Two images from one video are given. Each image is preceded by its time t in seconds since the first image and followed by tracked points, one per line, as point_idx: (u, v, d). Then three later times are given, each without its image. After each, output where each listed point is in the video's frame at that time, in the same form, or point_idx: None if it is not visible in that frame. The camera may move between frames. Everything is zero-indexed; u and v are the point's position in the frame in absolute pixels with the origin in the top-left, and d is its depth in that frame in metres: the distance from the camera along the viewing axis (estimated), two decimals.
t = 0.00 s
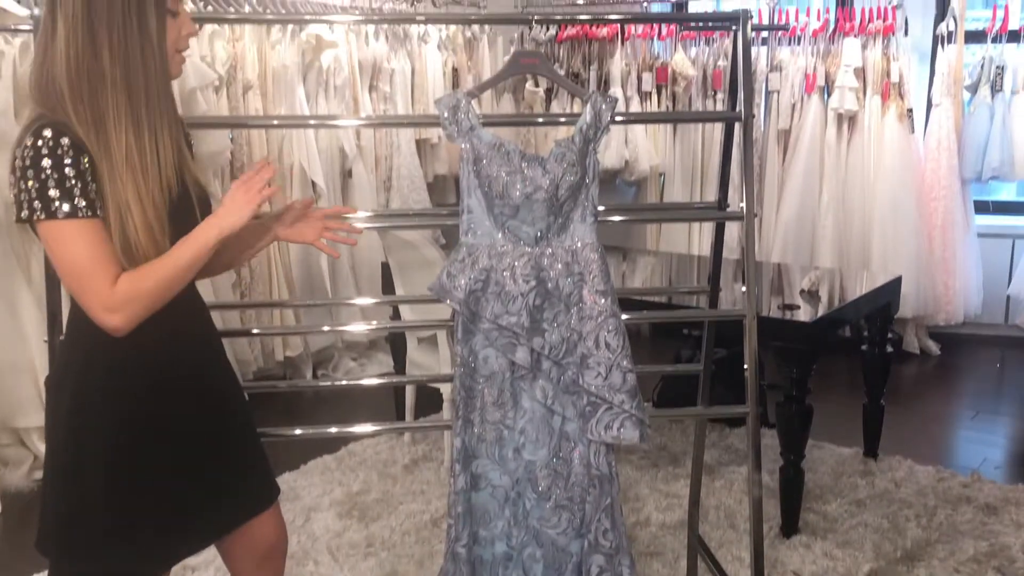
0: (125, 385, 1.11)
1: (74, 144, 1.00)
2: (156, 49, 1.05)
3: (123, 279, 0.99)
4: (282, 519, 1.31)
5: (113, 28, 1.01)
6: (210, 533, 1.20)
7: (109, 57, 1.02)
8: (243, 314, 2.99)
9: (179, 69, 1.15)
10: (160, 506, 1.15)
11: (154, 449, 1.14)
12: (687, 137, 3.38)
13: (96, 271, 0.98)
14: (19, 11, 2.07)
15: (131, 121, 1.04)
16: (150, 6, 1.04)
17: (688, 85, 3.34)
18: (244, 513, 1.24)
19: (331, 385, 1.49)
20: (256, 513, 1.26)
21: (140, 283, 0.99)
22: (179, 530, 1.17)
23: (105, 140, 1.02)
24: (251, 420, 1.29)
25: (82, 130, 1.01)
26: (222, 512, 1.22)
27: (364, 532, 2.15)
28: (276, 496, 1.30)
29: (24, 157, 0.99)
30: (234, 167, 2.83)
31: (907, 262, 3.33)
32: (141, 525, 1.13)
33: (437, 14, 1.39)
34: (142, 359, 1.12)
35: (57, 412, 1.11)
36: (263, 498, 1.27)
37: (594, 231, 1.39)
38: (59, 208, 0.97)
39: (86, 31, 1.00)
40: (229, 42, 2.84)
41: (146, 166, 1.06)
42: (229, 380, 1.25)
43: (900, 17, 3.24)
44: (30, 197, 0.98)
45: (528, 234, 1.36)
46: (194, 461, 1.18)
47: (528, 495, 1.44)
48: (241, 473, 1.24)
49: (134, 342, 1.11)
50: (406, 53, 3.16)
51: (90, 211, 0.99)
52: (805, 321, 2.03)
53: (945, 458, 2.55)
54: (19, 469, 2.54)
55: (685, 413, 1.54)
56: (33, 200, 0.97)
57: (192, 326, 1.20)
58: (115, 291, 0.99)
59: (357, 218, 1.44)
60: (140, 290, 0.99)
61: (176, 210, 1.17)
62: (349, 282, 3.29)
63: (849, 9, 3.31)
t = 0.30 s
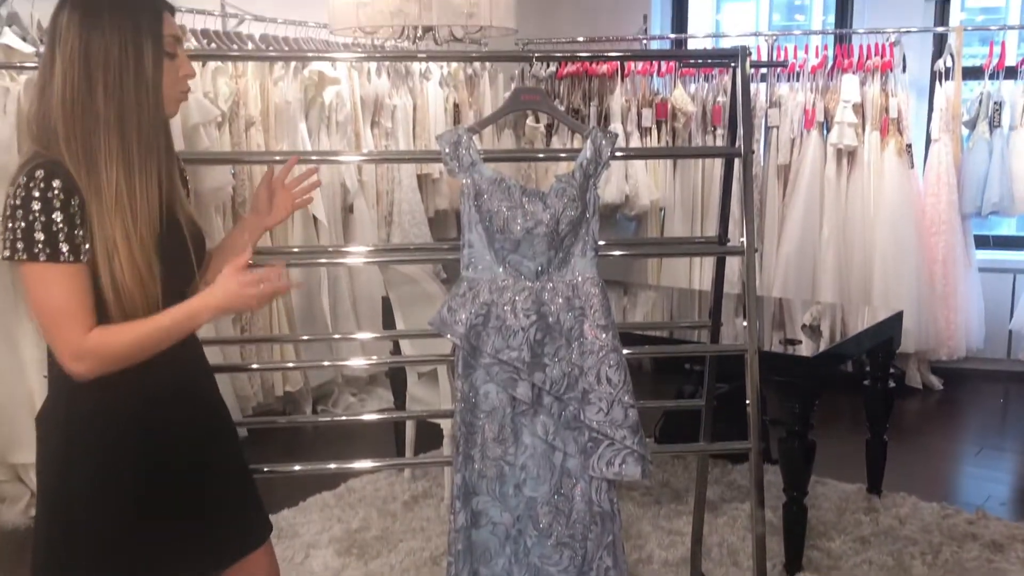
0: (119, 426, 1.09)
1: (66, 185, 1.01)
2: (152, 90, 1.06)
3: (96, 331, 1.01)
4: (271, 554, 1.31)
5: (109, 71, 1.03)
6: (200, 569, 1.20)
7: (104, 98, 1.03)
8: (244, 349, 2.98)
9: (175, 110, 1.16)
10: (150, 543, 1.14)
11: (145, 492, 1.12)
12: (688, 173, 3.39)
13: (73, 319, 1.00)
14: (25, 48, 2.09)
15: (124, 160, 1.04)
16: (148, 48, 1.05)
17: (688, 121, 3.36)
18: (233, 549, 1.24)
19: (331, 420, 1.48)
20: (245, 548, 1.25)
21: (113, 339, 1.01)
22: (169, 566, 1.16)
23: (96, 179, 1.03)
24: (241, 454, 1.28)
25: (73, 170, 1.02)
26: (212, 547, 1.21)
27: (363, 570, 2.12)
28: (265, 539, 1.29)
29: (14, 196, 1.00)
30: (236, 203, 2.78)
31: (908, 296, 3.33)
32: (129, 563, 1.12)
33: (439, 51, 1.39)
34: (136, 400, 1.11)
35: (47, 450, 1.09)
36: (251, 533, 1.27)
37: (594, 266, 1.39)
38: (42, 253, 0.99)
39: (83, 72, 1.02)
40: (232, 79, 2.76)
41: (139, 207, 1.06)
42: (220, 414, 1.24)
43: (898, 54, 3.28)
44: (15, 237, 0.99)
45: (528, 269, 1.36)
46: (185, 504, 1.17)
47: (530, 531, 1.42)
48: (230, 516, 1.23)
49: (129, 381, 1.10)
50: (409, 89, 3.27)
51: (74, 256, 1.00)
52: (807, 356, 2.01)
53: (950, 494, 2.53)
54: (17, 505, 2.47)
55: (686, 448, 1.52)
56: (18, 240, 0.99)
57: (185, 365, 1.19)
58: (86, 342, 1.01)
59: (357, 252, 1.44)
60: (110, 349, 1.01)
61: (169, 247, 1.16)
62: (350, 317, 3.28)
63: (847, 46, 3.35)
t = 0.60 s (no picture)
0: (118, 453, 1.10)
1: (71, 214, 1.02)
2: (161, 118, 1.07)
3: (72, 363, 1.01)
4: None
5: (119, 98, 1.04)
6: None
7: (115, 125, 1.04)
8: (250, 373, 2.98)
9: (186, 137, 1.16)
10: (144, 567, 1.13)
11: (143, 520, 1.13)
12: (694, 197, 3.40)
13: (50, 349, 1.00)
14: (36, 75, 2.12)
15: (130, 188, 1.05)
16: (158, 78, 1.07)
17: (694, 145, 3.37)
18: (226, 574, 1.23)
19: (336, 445, 1.48)
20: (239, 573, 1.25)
21: (91, 375, 1.01)
22: None
23: (102, 205, 1.03)
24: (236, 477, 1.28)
25: (78, 196, 1.03)
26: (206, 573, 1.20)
27: None
28: (259, 566, 1.28)
29: (19, 221, 1.02)
30: (243, 227, 2.79)
31: (916, 321, 3.31)
32: None
33: (446, 77, 1.40)
34: (135, 427, 1.11)
35: (44, 476, 1.09)
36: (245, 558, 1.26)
37: (601, 291, 1.38)
38: (35, 279, 0.99)
39: (92, 100, 1.04)
40: (240, 105, 2.79)
41: (146, 234, 1.06)
42: (216, 437, 1.24)
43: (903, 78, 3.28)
44: (12, 262, 1.00)
45: (534, 293, 1.37)
46: (182, 533, 1.17)
47: (536, 558, 1.41)
48: (227, 546, 1.23)
49: (126, 407, 1.11)
50: (415, 114, 3.30)
51: (65, 286, 1.00)
52: (815, 380, 2.00)
53: (961, 520, 2.50)
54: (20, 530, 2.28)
55: (694, 473, 1.51)
56: (14, 264, 1.00)
57: (184, 392, 1.19)
58: (58, 372, 1.00)
59: (364, 276, 1.44)
60: (79, 386, 1.01)
61: (177, 276, 1.16)
62: (356, 341, 3.28)
63: (852, 71, 3.37)
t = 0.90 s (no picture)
0: (127, 464, 1.10)
1: (82, 231, 1.03)
2: (164, 131, 1.08)
3: (82, 379, 1.01)
4: None
5: (123, 112, 1.05)
6: None
7: (117, 139, 1.05)
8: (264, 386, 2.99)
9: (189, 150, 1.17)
10: None
11: (151, 531, 1.13)
12: (706, 211, 3.39)
13: (61, 364, 1.00)
14: (52, 91, 2.14)
15: (138, 202, 1.06)
16: (160, 90, 1.08)
17: (705, 158, 3.37)
18: None
19: (348, 459, 1.48)
20: None
21: (103, 390, 1.01)
22: None
23: (109, 218, 1.04)
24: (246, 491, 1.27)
25: (88, 212, 1.04)
26: None
27: None
28: None
29: (30, 238, 1.02)
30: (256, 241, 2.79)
31: (930, 334, 3.29)
32: None
33: (459, 92, 1.41)
34: (143, 439, 1.12)
35: (54, 489, 1.09)
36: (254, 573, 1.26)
37: (612, 303, 1.38)
38: (46, 296, 1.00)
39: (94, 115, 1.05)
40: (253, 119, 2.80)
41: (152, 246, 1.07)
42: (226, 450, 1.24)
43: (915, 91, 3.29)
44: (24, 279, 1.00)
45: (546, 306, 1.37)
46: (190, 546, 1.17)
47: (548, 572, 1.40)
48: (238, 556, 1.23)
49: (137, 419, 1.11)
50: (427, 128, 3.33)
51: (77, 302, 1.01)
52: (828, 393, 1.99)
53: (977, 536, 2.47)
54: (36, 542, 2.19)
55: (707, 487, 1.50)
56: (26, 282, 1.00)
57: (192, 403, 1.19)
58: (69, 389, 1.00)
59: (376, 290, 1.45)
60: (92, 401, 1.01)
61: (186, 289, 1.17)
62: (368, 354, 3.29)
63: (864, 84, 3.36)
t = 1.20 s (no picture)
0: (146, 471, 1.11)
1: (93, 239, 1.04)
2: (174, 140, 1.09)
3: (89, 387, 1.02)
4: None
5: (133, 121, 1.06)
6: None
7: (126, 147, 1.06)
8: (278, 395, 2.99)
9: (196, 158, 1.18)
10: None
11: (171, 538, 1.13)
12: (721, 219, 3.38)
13: (75, 371, 1.01)
14: (70, 101, 2.16)
15: (147, 210, 1.07)
16: (170, 97, 1.08)
17: (720, 165, 3.36)
18: None
19: (362, 467, 1.48)
20: None
21: (111, 399, 1.02)
22: None
23: (119, 226, 1.05)
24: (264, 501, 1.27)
25: (100, 221, 1.05)
26: None
27: None
28: None
29: (43, 246, 1.03)
30: (272, 250, 2.80)
31: (947, 342, 3.26)
32: None
33: (473, 101, 1.41)
34: (162, 447, 1.13)
35: (73, 496, 1.10)
36: None
37: (626, 312, 1.38)
38: (58, 304, 1.00)
39: (106, 123, 1.06)
40: (268, 129, 2.81)
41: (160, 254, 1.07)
42: (242, 460, 1.24)
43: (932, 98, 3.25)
44: (36, 287, 1.01)
45: (560, 314, 1.37)
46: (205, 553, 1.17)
47: None
48: (256, 565, 1.23)
49: (151, 426, 1.12)
50: (442, 137, 3.35)
51: (88, 311, 1.02)
52: (844, 402, 1.98)
53: (996, 546, 2.45)
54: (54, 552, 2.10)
55: (722, 496, 1.49)
56: (37, 290, 1.01)
57: (211, 412, 1.20)
58: (77, 397, 1.01)
59: (390, 298, 1.45)
60: (99, 409, 1.01)
61: (196, 296, 1.18)
62: (383, 363, 3.29)
63: (880, 91, 3.35)
